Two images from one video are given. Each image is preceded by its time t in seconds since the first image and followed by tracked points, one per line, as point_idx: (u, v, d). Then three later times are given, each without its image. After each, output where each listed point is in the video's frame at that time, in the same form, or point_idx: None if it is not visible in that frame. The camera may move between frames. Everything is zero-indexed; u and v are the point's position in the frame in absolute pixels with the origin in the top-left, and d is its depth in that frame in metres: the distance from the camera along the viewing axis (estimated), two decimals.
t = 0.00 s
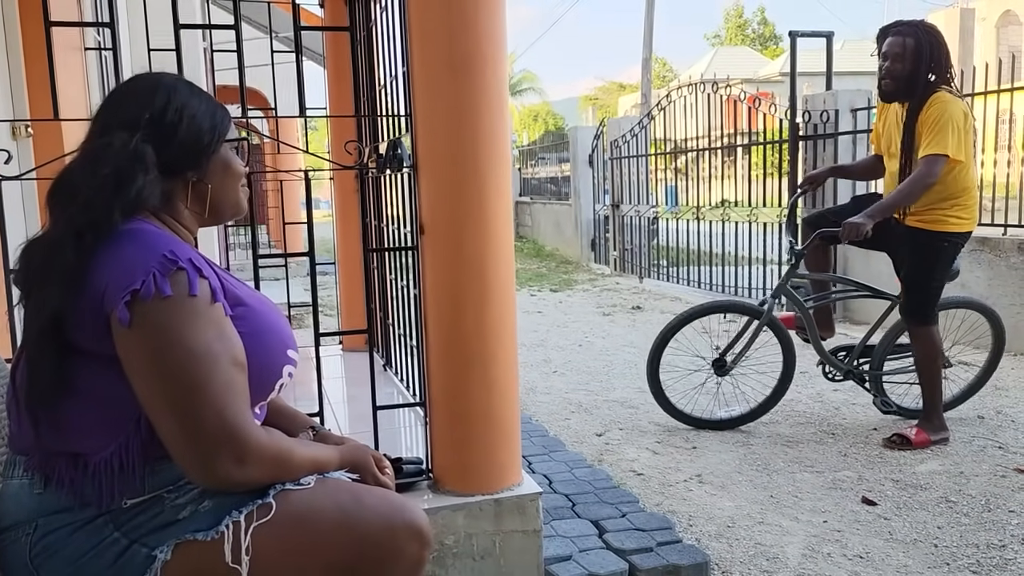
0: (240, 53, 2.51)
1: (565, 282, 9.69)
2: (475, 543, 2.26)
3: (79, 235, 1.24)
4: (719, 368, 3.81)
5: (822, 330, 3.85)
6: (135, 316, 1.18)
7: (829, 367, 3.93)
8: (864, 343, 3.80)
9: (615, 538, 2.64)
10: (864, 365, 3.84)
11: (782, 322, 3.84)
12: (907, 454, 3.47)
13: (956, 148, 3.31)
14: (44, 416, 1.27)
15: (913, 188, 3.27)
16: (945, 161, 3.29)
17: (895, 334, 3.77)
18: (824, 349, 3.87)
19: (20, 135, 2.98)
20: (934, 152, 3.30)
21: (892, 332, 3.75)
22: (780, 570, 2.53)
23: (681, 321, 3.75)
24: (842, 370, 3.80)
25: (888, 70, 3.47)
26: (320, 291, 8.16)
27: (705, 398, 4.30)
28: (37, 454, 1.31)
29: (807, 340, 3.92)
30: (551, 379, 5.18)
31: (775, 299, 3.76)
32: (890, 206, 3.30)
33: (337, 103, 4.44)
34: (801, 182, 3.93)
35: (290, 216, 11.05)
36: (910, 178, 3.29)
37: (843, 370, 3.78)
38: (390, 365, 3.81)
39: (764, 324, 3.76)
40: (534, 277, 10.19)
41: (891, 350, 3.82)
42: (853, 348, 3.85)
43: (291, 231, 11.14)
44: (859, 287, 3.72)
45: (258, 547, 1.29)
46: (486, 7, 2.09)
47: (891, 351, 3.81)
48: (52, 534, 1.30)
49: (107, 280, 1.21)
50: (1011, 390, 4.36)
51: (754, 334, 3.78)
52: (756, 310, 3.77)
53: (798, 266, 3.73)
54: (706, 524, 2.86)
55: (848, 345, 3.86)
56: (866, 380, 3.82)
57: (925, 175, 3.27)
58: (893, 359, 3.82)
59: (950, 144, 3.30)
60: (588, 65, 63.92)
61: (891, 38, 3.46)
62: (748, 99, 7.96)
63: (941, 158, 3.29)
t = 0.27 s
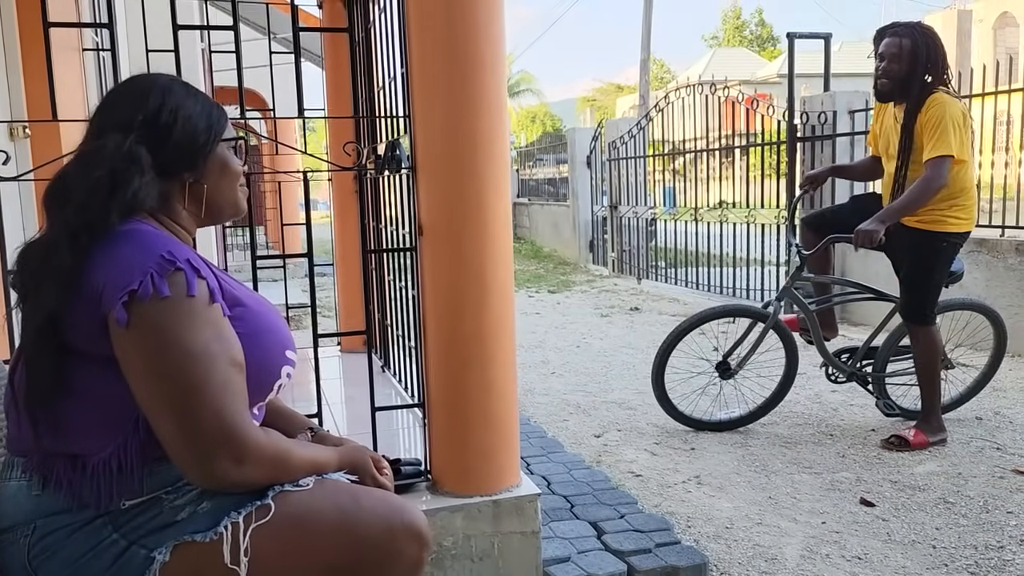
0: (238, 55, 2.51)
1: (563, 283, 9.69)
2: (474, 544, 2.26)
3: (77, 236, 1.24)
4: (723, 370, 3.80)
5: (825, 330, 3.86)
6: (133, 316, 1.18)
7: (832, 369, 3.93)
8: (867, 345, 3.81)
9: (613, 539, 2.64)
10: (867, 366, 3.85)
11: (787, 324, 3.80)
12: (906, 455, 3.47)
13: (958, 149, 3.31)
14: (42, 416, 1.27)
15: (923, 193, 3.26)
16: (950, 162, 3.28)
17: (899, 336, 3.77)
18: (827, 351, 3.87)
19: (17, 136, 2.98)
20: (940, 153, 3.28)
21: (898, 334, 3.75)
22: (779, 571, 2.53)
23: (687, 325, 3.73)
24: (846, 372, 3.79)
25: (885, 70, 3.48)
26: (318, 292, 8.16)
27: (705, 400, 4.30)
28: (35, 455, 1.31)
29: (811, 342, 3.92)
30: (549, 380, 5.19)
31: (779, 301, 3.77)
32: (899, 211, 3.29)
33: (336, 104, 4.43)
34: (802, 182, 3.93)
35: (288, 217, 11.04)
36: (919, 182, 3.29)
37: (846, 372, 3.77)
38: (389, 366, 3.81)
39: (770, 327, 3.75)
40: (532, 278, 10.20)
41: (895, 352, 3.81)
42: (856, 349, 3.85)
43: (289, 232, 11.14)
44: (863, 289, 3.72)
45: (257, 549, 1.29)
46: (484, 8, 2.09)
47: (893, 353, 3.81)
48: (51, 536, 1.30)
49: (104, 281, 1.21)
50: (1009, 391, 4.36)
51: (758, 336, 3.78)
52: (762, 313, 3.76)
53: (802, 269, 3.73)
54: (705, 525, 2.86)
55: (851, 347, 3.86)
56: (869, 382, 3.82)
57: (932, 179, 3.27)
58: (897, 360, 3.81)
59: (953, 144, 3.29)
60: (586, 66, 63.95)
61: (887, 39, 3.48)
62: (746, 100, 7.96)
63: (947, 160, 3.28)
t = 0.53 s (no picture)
0: (236, 56, 2.51)
1: (561, 284, 9.69)
2: (471, 545, 2.27)
3: (74, 237, 1.24)
4: (723, 371, 3.80)
5: (824, 330, 3.86)
6: (130, 318, 1.18)
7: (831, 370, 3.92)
8: (866, 345, 3.81)
9: (611, 540, 2.64)
10: (866, 366, 3.85)
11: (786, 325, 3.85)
12: (903, 456, 3.47)
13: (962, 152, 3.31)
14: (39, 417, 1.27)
15: (926, 195, 3.27)
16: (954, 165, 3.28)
17: (897, 336, 3.78)
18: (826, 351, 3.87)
19: (14, 137, 2.97)
20: (944, 156, 3.28)
21: (894, 334, 3.76)
22: (776, 572, 2.53)
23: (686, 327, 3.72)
24: (845, 372, 3.79)
25: (886, 71, 3.48)
26: (316, 294, 8.15)
27: (703, 401, 4.30)
28: (31, 456, 1.31)
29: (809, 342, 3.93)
30: (547, 381, 5.19)
31: (777, 301, 3.77)
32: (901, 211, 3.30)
33: (333, 105, 4.43)
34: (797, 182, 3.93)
35: (286, 218, 11.03)
36: (921, 183, 3.30)
37: (845, 373, 3.77)
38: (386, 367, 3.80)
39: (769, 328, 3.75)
40: (530, 279, 10.20)
41: (893, 353, 3.82)
42: (855, 350, 3.85)
43: (287, 233, 11.13)
44: (861, 289, 3.71)
45: (254, 550, 1.29)
46: (481, 9, 2.09)
47: (892, 352, 3.82)
48: (47, 537, 1.30)
49: (101, 282, 1.21)
50: (1006, 391, 4.37)
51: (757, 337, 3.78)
52: (761, 313, 3.76)
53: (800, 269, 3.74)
54: (702, 526, 2.86)
55: (850, 347, 3.87)
56: (869, 382, 3.83)
57: (937, 182, 3.27)
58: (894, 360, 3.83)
59: (956, 147, 3.29)
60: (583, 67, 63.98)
61: (889, 40, 3.48)
62: (743, 101, 7.97)
63: (951, 162, 3.28)
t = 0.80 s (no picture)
0: (234, 58, 2.51)
1: (560, 286, 9.69)
2: (468, 546, 2.27)
3: (70, 238, 1.24)
4: (722, 371, 3.80)
5: (823, 330, 3.86)
6: (126, 319, 1.18)
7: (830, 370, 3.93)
8: (864, 345, 3.81)
9: (609, 541, 2.64)
10: (865, 366, 3.85)
11: (785, 325, 3.86)
12: (901, 457, 3.48)
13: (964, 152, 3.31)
14: (33, 418, 1.27)
15: (928, 193, 3.27)
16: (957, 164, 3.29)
17: (894, 335, 3.79)
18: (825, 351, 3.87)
19: (11, 138, 2.98)
20: (947, 156, 3.28)
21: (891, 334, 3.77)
22: (773, 573, 2.53)
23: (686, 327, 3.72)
24: (844, 372, 3.80)
25: (888, 70, 3.48)
26: (314, 295, 8.16)
27: (702, 403, 4.30)
28: (27, 457, 1.31)
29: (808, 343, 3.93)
30: (545, 383, 5.18)
31: (775, 300, 3.78)
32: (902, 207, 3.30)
33: (332, 106, 4.43)
34: (790, 181, 3.93)
35: (284, 220, 11.03)
36: (925, 181, 3.30)
37: (844, 372, 3.78)
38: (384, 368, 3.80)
39: (768, 326, 3.76)
40: (528, 281, 10.19)
41: (891, 352, 3.83)
42: (853, 349, 3.86)
43: (285, 235, 11.14)
44: (858, 286, 3.72)
45: (250, 551, 1.29)
46: (479, 10, 2.09)
47: (890, 352, 3.83)
48: (43, 538, 1.29)
49: (97, 283, 1.21)
50: (1004, 393, 4.37)
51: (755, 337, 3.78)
52: (760, 311, 3.76)
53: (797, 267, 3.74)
54: (700, 527, 2.86)
55: (848, 347, 3.87)
56: (868, 382, 3.83)
57: (941, 181, 3.27)
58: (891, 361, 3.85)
59: (959, 147, 3.29)
60: (581, 70, 64.04)
61: (892, 39, 3.49)
62: (741, 103, 7.98)
63: (954, 162, 3.28)
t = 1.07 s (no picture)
0: (233, 60, 2.51)
1: (558, 287, 9.70)
2: (467, 547, 2.27)
3: (68, 238, 1.24)
4: (721, 371, 3.80)
5: (821, 331, 3.86)
6: (124, 319, 1.18)
7: (828, 371, 3.93)
8: (861, 345, 3.81)
9: (607, 542, 2.64)
10: (862, 366, 3.85)
11: (782, 326, 3.87)
12: (899, 458, 3.48)
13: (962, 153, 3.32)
14: (31, 418, 1.27)
15: (922, 192, 3.28)
16: (955, 164, 3.30)
17: (890, 335, 3.79)
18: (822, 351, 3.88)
19: (10, 140, 2.98)
20: (944, 157, 3.29)
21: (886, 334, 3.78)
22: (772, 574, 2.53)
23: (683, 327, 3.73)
24: (841, 372, 3.80)
25: (886, 71, 3.49)
26: (313, 297, 8.16)
27: (700, 403, 4.31)
28: (25, 457, 1.31)
29: (806, 343, 3.93)
30: (543, 384, 5.18)
31: (772, 300, 3.78)
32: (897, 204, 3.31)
33: (330, 107, 4.43)
34: (786, 182, 3.93)
35: (283, 222, 11.03)
36: (922, 181, 3.31)
37: (841, 372, 3.78)
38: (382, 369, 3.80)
39: (764, 325, 3.77)
40: (527, 283, 10.20)
41: (888, 352, 3.83)
42: (850, 350, 3.86)
43: (284, 236, 11.14)
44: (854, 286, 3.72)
45: (247, 551, 1.29)
46: (476, 10, 2.09)
47: (887, 352, 3.83)
48: (41, 538, 1.29)
49: (96, 283, 1.21)
50: (1002, 393, 4.37)
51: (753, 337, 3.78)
52: (757, 310, 3.75)
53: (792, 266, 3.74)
54: (699, 528, 2.86)
55: (845, 347, 3.87)
56: (865, 382, 3.83)
57: (938, 180, 3.28)
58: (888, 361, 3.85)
59: (956, 147, 3.30)
60: (580, 71, 64.08)
61: (890, 40, 3.49)
62: (740, 104, 7.99)
63: (951, 162, 3.29)
